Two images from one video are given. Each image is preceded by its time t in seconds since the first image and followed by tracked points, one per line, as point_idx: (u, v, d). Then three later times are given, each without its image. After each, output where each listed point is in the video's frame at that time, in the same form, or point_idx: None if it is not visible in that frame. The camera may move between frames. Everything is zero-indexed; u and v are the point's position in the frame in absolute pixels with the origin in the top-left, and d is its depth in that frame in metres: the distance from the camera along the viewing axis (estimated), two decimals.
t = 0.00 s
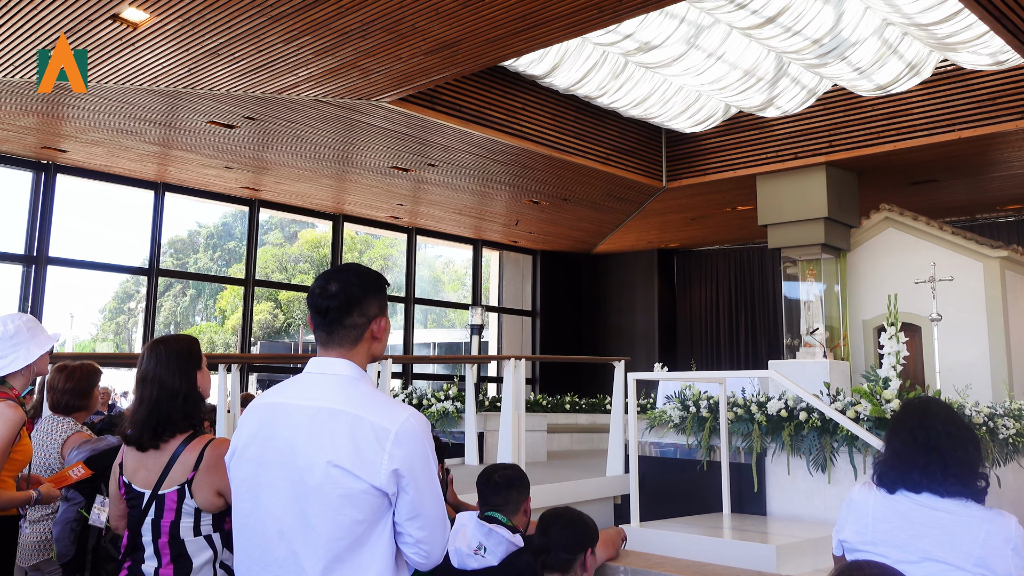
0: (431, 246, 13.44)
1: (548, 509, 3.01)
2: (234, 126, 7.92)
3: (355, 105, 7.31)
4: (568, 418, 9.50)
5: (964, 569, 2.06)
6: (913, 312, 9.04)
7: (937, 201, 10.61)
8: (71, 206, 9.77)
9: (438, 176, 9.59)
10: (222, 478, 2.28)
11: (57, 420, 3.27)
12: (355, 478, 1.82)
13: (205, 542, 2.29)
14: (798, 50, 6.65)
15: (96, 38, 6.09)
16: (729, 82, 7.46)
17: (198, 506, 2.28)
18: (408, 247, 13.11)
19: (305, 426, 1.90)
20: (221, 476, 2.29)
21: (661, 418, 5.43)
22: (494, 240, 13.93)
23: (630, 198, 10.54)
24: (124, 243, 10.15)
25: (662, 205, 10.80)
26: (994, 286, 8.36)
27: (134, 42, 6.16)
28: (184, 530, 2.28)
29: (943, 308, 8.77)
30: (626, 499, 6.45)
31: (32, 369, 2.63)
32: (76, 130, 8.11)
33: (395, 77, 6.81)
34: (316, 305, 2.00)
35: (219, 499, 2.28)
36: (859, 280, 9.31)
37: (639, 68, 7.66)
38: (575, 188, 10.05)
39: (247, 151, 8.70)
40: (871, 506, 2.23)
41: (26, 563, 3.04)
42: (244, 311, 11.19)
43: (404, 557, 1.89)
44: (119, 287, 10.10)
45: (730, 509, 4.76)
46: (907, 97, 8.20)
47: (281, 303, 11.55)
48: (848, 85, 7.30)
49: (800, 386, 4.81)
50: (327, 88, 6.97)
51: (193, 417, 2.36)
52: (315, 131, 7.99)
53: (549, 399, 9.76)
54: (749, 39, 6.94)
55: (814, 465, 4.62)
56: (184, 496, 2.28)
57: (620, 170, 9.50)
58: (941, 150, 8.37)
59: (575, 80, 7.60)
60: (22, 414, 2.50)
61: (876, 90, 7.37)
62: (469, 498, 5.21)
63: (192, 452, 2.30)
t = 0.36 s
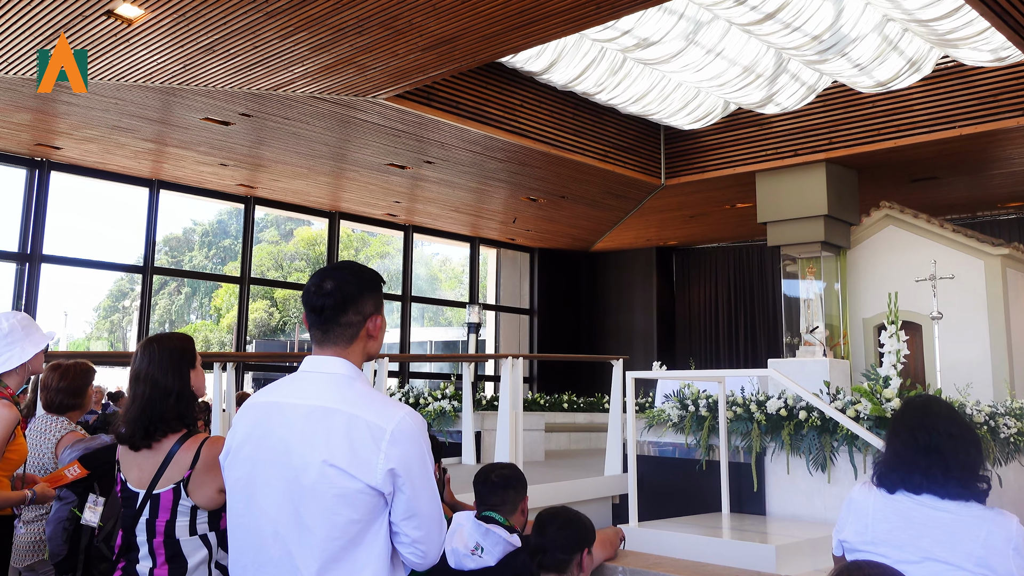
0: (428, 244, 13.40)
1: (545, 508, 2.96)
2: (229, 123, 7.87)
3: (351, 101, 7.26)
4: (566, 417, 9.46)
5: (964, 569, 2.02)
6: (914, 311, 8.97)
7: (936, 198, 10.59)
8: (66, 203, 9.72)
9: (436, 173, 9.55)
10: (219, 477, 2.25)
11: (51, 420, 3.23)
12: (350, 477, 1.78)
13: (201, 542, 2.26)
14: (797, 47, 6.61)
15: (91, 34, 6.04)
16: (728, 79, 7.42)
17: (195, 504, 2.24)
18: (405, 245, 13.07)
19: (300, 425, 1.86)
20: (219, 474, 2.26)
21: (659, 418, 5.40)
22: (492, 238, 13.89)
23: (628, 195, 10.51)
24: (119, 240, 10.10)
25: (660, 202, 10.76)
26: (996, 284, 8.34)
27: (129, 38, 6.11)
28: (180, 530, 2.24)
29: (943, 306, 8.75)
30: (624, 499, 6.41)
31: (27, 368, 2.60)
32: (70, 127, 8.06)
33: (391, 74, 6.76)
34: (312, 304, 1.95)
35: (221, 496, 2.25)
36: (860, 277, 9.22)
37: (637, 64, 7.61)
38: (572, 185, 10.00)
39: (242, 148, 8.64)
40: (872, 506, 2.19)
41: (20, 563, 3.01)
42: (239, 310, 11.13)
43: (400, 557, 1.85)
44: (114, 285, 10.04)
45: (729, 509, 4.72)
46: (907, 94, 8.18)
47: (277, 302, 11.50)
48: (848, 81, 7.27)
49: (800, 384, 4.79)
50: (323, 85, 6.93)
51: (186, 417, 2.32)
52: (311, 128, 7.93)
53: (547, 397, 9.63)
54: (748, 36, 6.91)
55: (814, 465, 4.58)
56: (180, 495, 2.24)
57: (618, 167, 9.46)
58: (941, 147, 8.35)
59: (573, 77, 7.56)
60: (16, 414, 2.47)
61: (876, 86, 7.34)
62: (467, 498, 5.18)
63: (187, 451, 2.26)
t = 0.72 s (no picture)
0: (425, 242, 13.35)
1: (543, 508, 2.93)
2: (224, 120, 7.82)
3: (347, 98, 7.21)
4: (563, 416, 9.41)
5: (965, 569, 2.03)
6: (914, 309, 8.92)
7: (936, 196, 10.57)
8: (60, 201, 9.66)
9: (433, 170, 9.50)
10: (213, 476, 2.21)
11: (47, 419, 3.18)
12: (346, 477, 1.74)
13: (195, 542, 2.22)
14: (797, 43, 6.57)
15: (85, 31, 5.99)
16: (727, 75, 7.37)
17: (188, 504, 2.20)
18: (402, 242, 13.03)
19: (295, 424, 1.82)
20: (212, 473, 2.21)
21: (657, 417, 5.37)
22: (489, 235, 13.85)
23: (626, 193, 10.46)
24: (113, 238, 10.04)
25: (659, 200, 10.73)
26: (997, 282, 8.31)
27: (123, 34, 6.06)
28: (173, 530, 2.20)
29: (945, 305, 8.71)
30: (622, 499, 6.40)
31: (16, 367, 2.57)
32: (64, 123, 8.00)
33: (387, 70, 6.72)
34: (307, 301, 1.91)
35: (213, 496, 2.21)
36: (859, 275, 9.21)
37: (636, 60, 7.58)
38: (570, 182, 9.96)
39: (238, 145, 8.59)
40: (871, 506, 2.20)
41: (14, 563, 2.98)
42: (234, 308, 11.07)
43: (395, 558, 1.82)
44: (108, 283, 9.99)
45: (728, 509, 4.68)
46: (908, 91, 8.15)
47: (273, 300, 11.44)
48: (848, 78, 7.23)
49: (799, 384, 4.77)
50: (319, 81, 6.88)
51: (180, 416, 2.28)
52: (307, 124, 7.88)
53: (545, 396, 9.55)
54: (747, 32, 6.87)
55: (814, 464, 4.56)
56: (173, 495, 2.19)
57: (616, 164, 9.42)
58: (941, 144, 8.32)
59: (571, 74, 7.52)
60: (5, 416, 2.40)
61: (876, 83, 7.31)
62: (464, 498, 5.13)
63: (180, 450, 2.22)
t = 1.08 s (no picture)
0: (421, 240, 13.31)
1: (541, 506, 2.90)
2: (220, 116, 7.77)
3: (344, 95, 7.17)
4: (562, 416, 9.38)
5: (966, 570, 2.00)
6: (914, 307, 8.87)
7: (935, 193, 10.54)
8: (54, 198, 9.60)
9: (430, 167, 9.46)
10: (207, 475, 2.17)
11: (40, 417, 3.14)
12: (342, 476, 1.71)
13: (189, 542, 2.18)
14: (797, 39, 6.53)
15: (79, 27, 5.94)
16: (726, 71, 7.34)
17: (182, 504, 2.16)
18: (399, 240, 12.98)
19: (291, 423, 1.79)
20: (206, 472, 2.17)
21: (657, 415, 5.35)
22: (486, 233, 13.81)
23: (624, 190, 10.43)
24: (108, 236, 9.99)
25: (657, 197, 10.70)
26: (998, 280, 8.28)
27: (117, 31, 6.01)
28: (167, 529, 2.16)
29: (946, 303, 8.69)
30: (620, 498, 6.36)
31: None
32: (58, 120, 7.95)
33: (384, 66, 6.67)
34: (302, 300, 1.88)
35: (206, 496, 2.17)
36: (860, 273, 9.18)
37: (634, 56, 7.54)
38: (567, 179, 9.92)
39: (233, 142, 8.54)
40: (872, 506, 2.17)
41: (7, 563, 2.89)
42: (230, 306, 11.02)
43: (393, 557, 1.78)
44: (102, 281, 9.93)
45: (727, 509, 4.64)
46: (908, 87, 8.12)
47: (269, 298, 11.40)
48: (848, 74, 7.20)
49: (799, 382, 4.75)
50: (315, 78, 6.83)
51: (174, 414, 2.25)
52: (303, 121, 7.84)
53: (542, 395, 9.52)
54: (746, 28, 6.84)
55: (814, 463, 4.54)
56: (166, 495, 2.16)
57: (615, 161, 9.38)
58: (941, 141, 8.30)
59: (569, 70, 7.49)
60: None
61: (876, 80, 7.28)
62: (461, 497, 5.10)
63: (174, 449, 2.18)
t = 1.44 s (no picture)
0: (418, 237, 13.26)
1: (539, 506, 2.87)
2: (215, 113, 7.72)
3: (340, 91, 7.12)
4: (559, 415, 9.35)
5: (967, 570, 1.97)
6: (915, 305, 8.85)
7: (935, 190, 10.52)
8: (48, 196, 9.55)
9: (427, 165, 9.41)
10: (199, 473, 2.14)
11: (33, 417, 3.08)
12: (338, 476, 1.68)
13: (184, 541, 2.16)
14: (796, 35, 6.50)
15: (73, 23, 5.89)
16: (724, 68, 7.30)
17: (176, 503, 2.14)
18: (395, 238, 12.93)
19: (287, 422, 1.76)
20: (200, 471, 2.14)
21: (655, 415, 5.31)
22: (484, 231, 13.76)
23: (622, 187, 10.39)
24: (102, 233, 9.94)
25: (655, 195, 10.66)
26: (999, 278, 8.26)
27: (112, 27, 5.96)
28: (162, 529, 2.14)
29: (947, 302, 8.66)
30: (618, 498, 6.33)
31: None
32: (53, 117, 7.89)
33: (380, 63, 6.63)
34: (298, 298, 1.84)
35: (196, 495, 2.14)
36: (859, 272, 9.17)
37: (633, 53, 7.50)
38: (565, 177, 9.88)
39: (229, 139, 8.49)
40: (872, 506, 2.13)
41: None
42: (225, 304, 10.97)
43: (389, 558, 1.75)
44: (97, 279, 9.88)
45: (727, 509, 4.61)
46: (909, 84, 8.10)
47: (264, 296, 11.35)
48: (848, 71, 7.17)
49: (798, 380, 4.72)
50: (311, 74, 6.78)
51: (171, 413, 2.23)
52: (299, 118, 7.78)
53: (539, 394, 9.49)
54: (745, 24, 6.80)
55: (813, 463, 4.52)
56: (162, 493, 2.14)
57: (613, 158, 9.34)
58: (942, 138, 8.27)
59: (567, 66, 7.45)
60: None
61: (877, 76, 7.25)
62: (458, 497, 5.06)
63: (169, 448, 2.17)
